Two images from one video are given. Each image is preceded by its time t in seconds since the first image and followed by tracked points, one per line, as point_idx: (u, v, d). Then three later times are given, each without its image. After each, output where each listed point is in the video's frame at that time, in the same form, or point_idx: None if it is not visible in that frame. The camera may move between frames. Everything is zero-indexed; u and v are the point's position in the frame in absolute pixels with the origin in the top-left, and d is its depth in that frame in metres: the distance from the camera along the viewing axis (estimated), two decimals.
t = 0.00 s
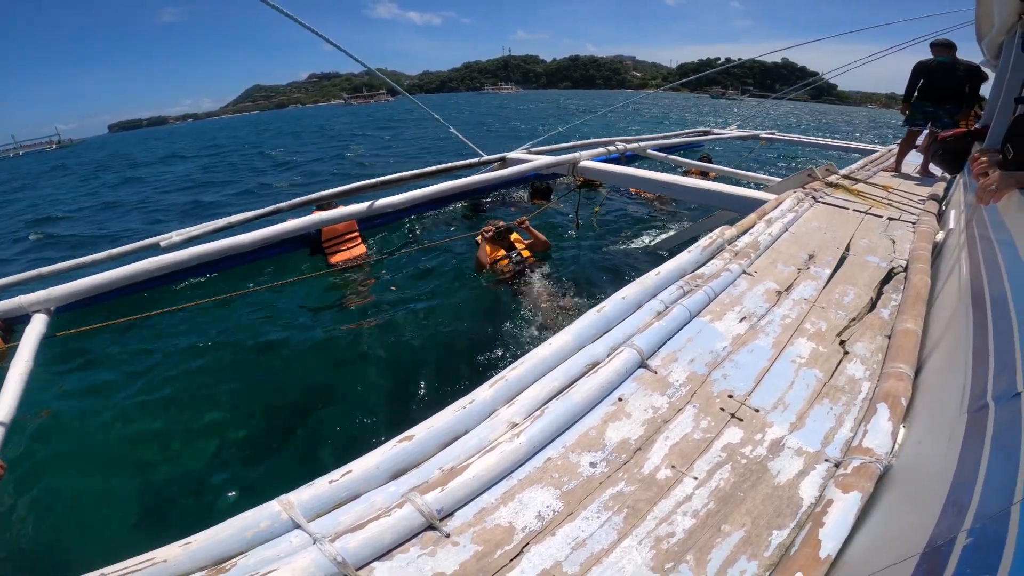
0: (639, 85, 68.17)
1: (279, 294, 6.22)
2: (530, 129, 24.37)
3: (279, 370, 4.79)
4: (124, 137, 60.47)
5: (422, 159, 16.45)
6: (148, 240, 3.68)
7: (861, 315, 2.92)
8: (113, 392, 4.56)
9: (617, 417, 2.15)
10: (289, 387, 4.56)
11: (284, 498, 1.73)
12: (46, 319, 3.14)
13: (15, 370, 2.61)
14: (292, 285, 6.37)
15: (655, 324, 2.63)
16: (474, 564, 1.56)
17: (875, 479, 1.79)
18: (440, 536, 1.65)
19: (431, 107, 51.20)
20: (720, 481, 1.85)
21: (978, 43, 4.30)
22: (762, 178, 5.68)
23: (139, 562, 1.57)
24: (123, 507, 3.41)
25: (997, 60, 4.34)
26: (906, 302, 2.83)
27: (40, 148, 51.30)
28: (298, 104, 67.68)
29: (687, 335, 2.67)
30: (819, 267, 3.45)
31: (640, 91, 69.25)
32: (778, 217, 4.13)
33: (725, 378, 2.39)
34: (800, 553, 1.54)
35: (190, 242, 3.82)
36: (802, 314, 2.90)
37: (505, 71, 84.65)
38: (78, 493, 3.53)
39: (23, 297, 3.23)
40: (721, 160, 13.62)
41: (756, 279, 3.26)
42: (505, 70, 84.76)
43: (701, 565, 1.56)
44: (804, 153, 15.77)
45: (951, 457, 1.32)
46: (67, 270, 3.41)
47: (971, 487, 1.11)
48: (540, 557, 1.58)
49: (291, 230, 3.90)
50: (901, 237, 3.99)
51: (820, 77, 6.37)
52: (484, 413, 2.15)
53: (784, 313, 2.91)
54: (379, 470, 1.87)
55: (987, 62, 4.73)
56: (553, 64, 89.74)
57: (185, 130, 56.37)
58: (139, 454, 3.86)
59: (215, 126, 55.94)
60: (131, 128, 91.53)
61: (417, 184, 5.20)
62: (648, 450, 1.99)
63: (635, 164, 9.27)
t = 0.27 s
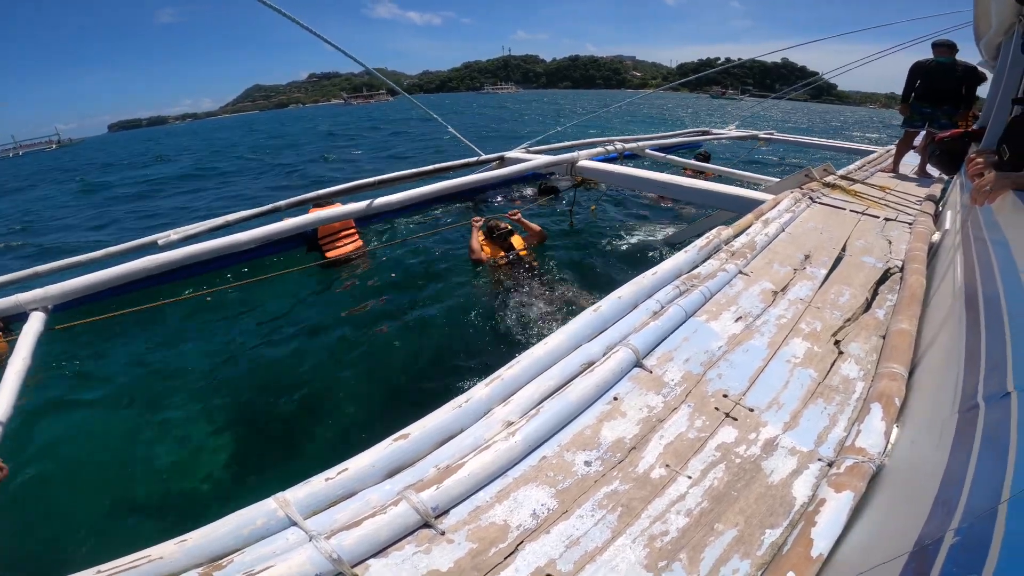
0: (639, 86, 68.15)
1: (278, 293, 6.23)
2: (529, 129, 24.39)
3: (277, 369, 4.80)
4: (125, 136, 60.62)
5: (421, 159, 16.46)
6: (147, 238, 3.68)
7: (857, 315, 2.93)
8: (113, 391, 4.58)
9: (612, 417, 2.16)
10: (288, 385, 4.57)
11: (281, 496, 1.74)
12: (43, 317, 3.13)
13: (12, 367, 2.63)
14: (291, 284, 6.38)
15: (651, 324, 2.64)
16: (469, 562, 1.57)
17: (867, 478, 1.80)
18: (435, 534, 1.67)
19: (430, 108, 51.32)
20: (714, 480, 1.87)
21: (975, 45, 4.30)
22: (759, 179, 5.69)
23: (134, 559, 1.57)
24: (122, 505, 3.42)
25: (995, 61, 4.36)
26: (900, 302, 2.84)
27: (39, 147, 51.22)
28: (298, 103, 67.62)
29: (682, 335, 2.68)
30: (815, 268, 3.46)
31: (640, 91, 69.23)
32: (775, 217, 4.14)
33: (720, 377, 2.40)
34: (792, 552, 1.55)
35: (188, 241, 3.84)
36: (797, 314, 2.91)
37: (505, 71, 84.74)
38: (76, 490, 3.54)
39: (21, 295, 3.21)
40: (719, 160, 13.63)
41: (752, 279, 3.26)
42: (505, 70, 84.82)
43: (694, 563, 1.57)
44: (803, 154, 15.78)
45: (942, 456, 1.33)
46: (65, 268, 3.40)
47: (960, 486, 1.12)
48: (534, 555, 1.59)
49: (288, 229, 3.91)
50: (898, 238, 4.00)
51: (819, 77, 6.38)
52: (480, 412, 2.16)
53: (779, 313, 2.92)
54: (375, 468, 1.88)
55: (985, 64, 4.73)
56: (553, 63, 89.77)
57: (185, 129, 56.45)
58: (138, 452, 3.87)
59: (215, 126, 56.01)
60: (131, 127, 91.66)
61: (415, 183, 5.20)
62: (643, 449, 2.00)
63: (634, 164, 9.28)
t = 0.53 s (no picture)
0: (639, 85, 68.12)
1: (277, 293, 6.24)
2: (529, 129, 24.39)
3: (275, 369, 4.81)
4: (124, 134, 60.53)
5: (421, 159, 16.46)
6: (146, 237, 3.68)
7: (853, 317, 2.93)
8: (112, 389, 4.60)
9: (609, 417, 2.17)
10: (286, 384, 4.58)
11: (278, 495, 1.76)
12: (42, 317, 3.14)
13: (11, 366, 2.64)
14: (291, 284, 6.39)
15: (648, 325, 2.65)
16: (465, 561, 1.58)
17: (862, 479, 1.81)
18: (431, 533, 1.68)
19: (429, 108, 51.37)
20: (709, 481, 1.88)
21: (974, 47, 4.31)
22: (757, 180, 5.70)
23: (131, 557, 1.58)
24: (121, 503, 3.44)
25: (994, 64, 4.36)
26: (897, 304, 2.84)
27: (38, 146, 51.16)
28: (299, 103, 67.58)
29: (679, 336, 2.69)
30: (812, 270, 3.47)
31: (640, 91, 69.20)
32: (773, 219, 4.15)
33: (717, 378, 2.41)
34: (786, 552, 1.56)
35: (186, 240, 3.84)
36: (793, 316, 2.92)
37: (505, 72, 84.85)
38: (76, 488, 3.56)
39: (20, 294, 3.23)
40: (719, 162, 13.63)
41: (750, 281, 3.27)
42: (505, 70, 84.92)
43: (688, 563, 1.58)
44: (802, 155, 15.79)
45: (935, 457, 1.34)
46: (64, 267, 3.41)
47: (951, 487, 1.12)
48: (529, 555, 1.60)
49: (286, 229, 3.92)
50: (895, 240, 4.01)
51: (818, 78, 6.38)
52: (478, 412, 2.17)
53: (776, 314, 2.93)
54: (372, 467, 1.89)
55: (984, 66, 4.74)
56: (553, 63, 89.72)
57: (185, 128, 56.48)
58: (137, 450, 3.89)
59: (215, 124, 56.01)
60: (131, 125, 91.65)
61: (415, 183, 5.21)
62: (639, 450, 2.01)
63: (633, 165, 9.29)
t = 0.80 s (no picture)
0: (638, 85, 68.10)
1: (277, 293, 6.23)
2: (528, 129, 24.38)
3: (275, 371, 4.80)
4: (121, 134, 60.41)
5: (420, 159, 16.43)
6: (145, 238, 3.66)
7: (855, 319, 2.94)
8: (111, 391, 4.59)
9: (612, 420, 2.17)
10: (286, 386, 4.58)
11: (280, 498, 1.75)
12: (40, 318, 3.12)
13: (10, 368, 2.62)
14: (291, 284, 6.39)
15: (651, 328, 2.65)
16: (469, 565, 1.58)
17: (866, 481, 1.81)
18: (435, 537, 1.67)
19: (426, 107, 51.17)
20: (713, 484, 1.88)
21: (974, 49, 4.32)
22: (758, 182, 5.70)
23: (132, 561, 1.58)
24: (120, 505, 3.43)
25: (994, 65, 4.37)
26: (899, 307, 2.85)
27: (35, 145, 50.92)
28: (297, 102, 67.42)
29: (682, 339, 2.70)
30: (814, 272, 3.48)
31: (639, 91, 69.18)
32: (774, 222, 4.15)
33: (720, 381, 2.42)
34: (791, 555, 1.56)
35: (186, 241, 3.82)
36: (796, 318, 2.92)
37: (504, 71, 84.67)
38: (75, 490, 3.55)
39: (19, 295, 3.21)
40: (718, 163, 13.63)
41: (751, 283, 3.28)
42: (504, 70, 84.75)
43: (693, 566, 1.58)
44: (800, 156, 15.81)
45: (940, 461, 1.34)
46: (63, 268, 3.40)
47: (958, 491, 1.12)
48: (534, 558, 1.60)
49: (287, 230, 3.90)
50: (896, 242, 4.02)
51: (819, 79, 6.38)
52: (481, 414, 2.17)
53: (778, 317, 2.93)
54: (375, 470, 1.89)
55: (984, 68, 4.74)
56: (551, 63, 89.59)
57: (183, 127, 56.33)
58: (136, 451, 3.88)
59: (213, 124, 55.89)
60: (129, 124, 91.43)
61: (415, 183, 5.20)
62: (643, 452, 2.01)
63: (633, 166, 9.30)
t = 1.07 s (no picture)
0: (640, 86, 68.06)
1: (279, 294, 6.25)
2: (529, 130, 24.38)
3: (277, 372, 4.81)
4: (123, 135, 60.59)
5: (422, 160, 16.45)
6: (149, 239, 3.67)
7: (857, 320, 2.95)
8: (115, 391, 4.61)
9: (615, 421, 2.18)
10: (289, 387, 4.59)
11: (285, 499, 1.76)
12: (44, 319, 3.10)
13: (14, 369, 2.62)
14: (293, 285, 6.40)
15: (654, 329, 2.66)
16: (473, 566, 1.59)
17: (869, 483, 1.81)
18: (439, 538, 1.68)
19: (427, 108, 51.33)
20: (716, 485, 1.89)
21: (976, 50, 4.32)
22: (760, 184, 5.70)
23: (138, 561, 1.59)
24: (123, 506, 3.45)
25: (997, 66, 4.37)
26: (901, 308, 2.85)
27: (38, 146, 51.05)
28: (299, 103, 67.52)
29: (685, 340, 2.70)
30: (816, 273, 3.48)
31: (641, 91, 69.15)
32: (777, 223, 4.16)
33: (722, 382, 2.42)
34: (794, 555, 1.57)
35: (189, 242, 3.83)
36: (798, 320, 2.93)
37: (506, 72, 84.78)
38: (79, 491, 3.57)
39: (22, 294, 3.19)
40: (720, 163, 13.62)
41: (754, 284, 3.28)
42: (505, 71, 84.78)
43: (697, 567, 1.59)
44: (802, 157, 15.80)
45: (943, 462, 1.34)
46: (67, 269, 3.40)
47: (962, 492, 1.13)
48: (537, 559, 1.61)
49: (290, 231, 3.91)
50: (899, 244, 4.01)
51: (821, 80, 6.38)
52: (484, 416, 2.18)
53: (781, 318, 2.94)
54: (379, 471, 1.90)
55: (986, 68, 4.74)
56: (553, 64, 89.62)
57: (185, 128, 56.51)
58: (139, 452, 3.89)
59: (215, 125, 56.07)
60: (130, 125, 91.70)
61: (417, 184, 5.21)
62: (646, 453, 2.02)
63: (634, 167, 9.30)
